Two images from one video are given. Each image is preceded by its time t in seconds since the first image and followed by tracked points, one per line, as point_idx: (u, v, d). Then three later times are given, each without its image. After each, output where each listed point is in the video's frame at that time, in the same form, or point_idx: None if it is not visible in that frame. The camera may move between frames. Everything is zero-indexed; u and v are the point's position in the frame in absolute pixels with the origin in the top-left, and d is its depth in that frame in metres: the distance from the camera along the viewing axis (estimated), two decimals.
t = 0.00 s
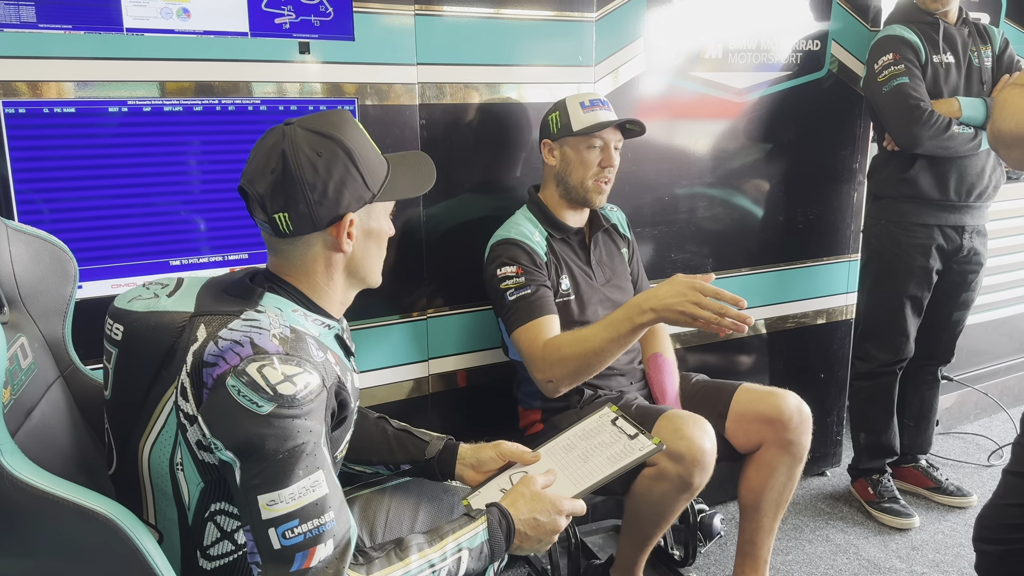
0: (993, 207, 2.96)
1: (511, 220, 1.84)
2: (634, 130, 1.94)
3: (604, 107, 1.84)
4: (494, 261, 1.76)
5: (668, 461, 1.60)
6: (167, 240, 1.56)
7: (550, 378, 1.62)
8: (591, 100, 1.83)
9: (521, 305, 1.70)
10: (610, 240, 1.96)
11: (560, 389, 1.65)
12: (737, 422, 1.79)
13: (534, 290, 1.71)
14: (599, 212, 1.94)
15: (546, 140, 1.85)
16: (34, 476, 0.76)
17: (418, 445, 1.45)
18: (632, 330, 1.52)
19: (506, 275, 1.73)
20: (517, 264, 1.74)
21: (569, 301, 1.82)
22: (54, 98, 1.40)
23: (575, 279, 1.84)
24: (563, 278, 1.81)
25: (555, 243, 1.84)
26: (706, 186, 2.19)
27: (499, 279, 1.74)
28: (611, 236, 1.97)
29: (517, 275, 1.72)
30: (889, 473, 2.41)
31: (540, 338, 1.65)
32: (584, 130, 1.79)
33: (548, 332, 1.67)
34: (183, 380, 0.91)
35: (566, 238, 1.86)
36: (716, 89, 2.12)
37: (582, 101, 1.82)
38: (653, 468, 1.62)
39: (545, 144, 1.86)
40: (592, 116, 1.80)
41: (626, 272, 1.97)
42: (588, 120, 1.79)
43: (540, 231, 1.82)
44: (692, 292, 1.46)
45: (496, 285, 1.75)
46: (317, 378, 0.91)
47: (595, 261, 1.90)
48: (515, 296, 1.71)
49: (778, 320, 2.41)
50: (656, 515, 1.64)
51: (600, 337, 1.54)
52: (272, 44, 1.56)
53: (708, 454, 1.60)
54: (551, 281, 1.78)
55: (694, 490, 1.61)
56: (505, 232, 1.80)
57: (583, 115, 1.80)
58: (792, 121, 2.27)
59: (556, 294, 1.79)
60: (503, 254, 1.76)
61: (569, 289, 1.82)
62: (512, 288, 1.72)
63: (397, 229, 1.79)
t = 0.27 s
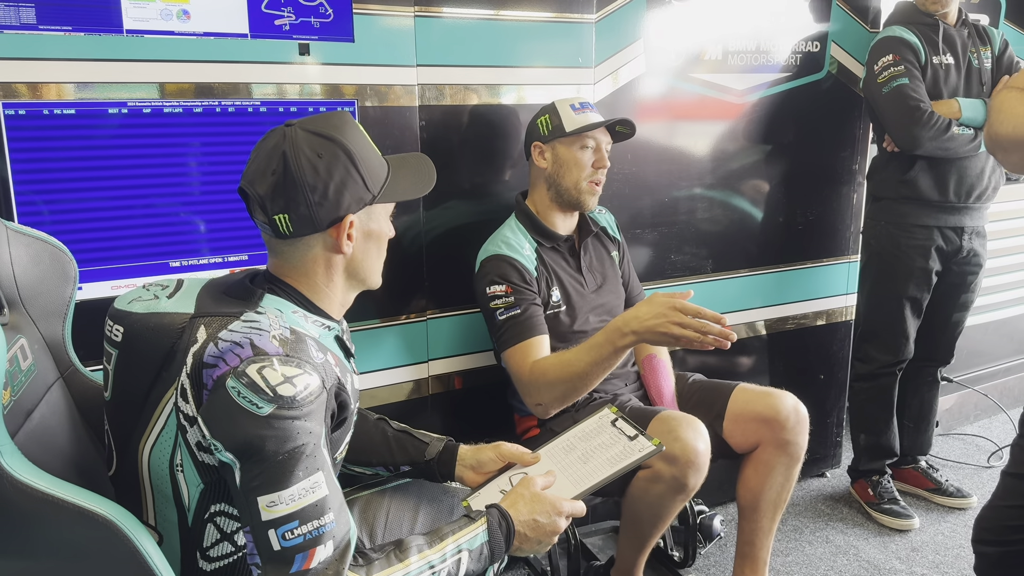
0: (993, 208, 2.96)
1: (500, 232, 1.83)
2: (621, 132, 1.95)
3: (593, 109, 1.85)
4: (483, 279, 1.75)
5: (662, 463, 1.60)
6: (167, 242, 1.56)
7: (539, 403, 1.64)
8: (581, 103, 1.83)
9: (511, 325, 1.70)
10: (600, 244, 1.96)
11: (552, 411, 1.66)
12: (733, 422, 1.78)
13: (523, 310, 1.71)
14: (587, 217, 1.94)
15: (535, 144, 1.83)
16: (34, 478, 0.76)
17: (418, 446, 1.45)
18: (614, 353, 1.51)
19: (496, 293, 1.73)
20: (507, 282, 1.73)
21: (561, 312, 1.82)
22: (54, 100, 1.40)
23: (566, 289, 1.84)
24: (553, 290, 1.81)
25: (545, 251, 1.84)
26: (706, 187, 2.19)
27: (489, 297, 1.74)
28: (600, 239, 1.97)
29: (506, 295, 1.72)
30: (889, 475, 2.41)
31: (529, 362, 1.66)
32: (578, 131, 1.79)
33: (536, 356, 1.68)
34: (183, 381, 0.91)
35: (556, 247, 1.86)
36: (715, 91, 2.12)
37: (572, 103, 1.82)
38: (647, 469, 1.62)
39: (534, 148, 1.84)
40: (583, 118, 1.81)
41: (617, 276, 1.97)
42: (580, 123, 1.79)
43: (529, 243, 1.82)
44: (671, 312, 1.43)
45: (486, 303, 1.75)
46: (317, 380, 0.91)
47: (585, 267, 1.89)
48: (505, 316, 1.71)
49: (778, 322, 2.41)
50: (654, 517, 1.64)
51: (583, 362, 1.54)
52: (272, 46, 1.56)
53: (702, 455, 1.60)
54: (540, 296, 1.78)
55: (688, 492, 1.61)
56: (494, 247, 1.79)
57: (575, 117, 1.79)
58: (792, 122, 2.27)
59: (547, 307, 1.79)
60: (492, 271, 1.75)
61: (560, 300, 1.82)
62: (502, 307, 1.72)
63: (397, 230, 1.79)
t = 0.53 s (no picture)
0: (993, 209, 2.96)
1: (495, 232, 1.83)
2: (615, 136, 1.94)
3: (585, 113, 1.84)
4: (478, 281, 1.75)
5: (648, 463, 1.60)
6: (166, 243, 1.56)
7: (537, 402, 1.64)
8: (575, 106, 1.83)
9: (506, 325, 1.70)
10: (596, 245, 1.96)
11: (550, 411, 1.66)
12: (729, 427, 1.79)
13: (518, 311, 1.71)
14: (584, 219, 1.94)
15: (529, 146, 1.83)
16: (33, 479, 0.76)
17: (418, 447, 1.45)
18: (611, 351, 1.52)
19: (491, 295, 1.73)
20: (502, 284, 1.74)
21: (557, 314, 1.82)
22: (53, 101, 1.40)
23: (560, 290, 1.84)
24: (549, 291, 1.81)
25: (540, 253, 1.84)
26: (705, 189, 2.19)
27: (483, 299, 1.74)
28: (597, 241, 1.96)
29: (501, 296, 1.72)
30: (888, 476, 2.41)
31: (527, 362, 1.66)
32: (570, 135, 1.78)
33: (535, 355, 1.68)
34: (182, 382, 0.90)
35: (551, 249, 1.86)
36: (715, 92, 2.13)
37: (566, 107, 1.81)
38: (636, 471, 1.62)
39: (527, 149, 1.84)
40: (575, 122, 1.80)
41: (613, 278, 1.96)
42: (571, 127, 1.78)
43: (525, 244, 1.81)
44: (668, 309, 1.44)
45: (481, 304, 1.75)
46: (316, 381, 0.91)
47: (581, 269, 1.89)
48: (501, 317, 1.71)
49: (777, 323, 2.41)
50: (645, 519, 1.64)
51: (579, 360, 1.55)
52: (272, 47, 1.56)
53: (690, 456, 1.60)
54: (535, 297, 1.78)
55: (677, 493, 1.61)
56: (489, 248, 1.79)
57: (567, 121, 1.79)
58: (791, 123, 2.27)
59: (542, 309, 1.79)
60: (487, 273, 1.75)
61: (555, 302, 1.82)
62: (497, 309, 1.72)
63: (397, 232, 1.79)
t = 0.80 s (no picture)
0: (993, 211, 2.96)
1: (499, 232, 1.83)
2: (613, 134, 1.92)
3: (583, 112, 1.83)
4: (480, 280, 1.75)
5: (648, 465, 1.60)
6: (166, 244, 1.56)
7: (537, 402, 1.64)
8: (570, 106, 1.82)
9: (508, 324, 1.71)
10: (599, 246, 1.96)
11: (549, 411, 1.66)
12: (729, 428, 1.79)
13: (520, 310, 1.71)
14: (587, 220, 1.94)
15: (529, 148, 1.85)
16: (33, 480, 0.76)
17: (418, 449, 1.45)
18: (613, 351, 1.52)
19: (493, 293, 1.73)
20: (504, 283, 1.74)
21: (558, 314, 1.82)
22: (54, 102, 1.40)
23: (562, 290, 1.84)
24: (550, 291, 1.82)
25: (542, 253, 1.84)
26: (705, 190, 2.19)
27: (485, 297, 1.74)
28: (599, 242, 1.96)
29: (503, 295, 1.72)
30: (888, 477, 2.41)
31: (528, 361, 1.66)
32: (562, 135, 1.79)
33: (535, 355, 1.68)
34: (182, 384, 0.90)
35: (553, 249, 1.86)
36: (714, 93, 2.13)
37: (561, 107, 1.81)
38: (636, 473, 1.62)
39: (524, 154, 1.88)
40: (569, 122, 1.79)
41: (614, 280, 1.96)
42: (565, 127, 1.79)
43: (527, 244, 1.82)
44: (670, 311, 1.44)
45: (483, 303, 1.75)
46: (317, 382, 0.91)
47: (583, 270, 1.89)
48: (502, 316, 1.71)
49: (777, 324, 2.42)
50: (645, 520, 1.64)
51: (581, 360, 1.55)
52: (272, 48, 1.56)
53: (689, 458, 1.60)
54: (538, 298, 1.78)
55: (677, 494, 1.61)
56: (492, 247, 1.79)
57: (560, 121, 1.79)
58: (791, 125, 2.27)
59: (543, 309, 1.79)
60: (489, 272, 1.75)
61: (557, 302, 1.82)
62: (499, 307, 1.72)
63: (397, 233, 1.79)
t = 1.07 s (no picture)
0: (993, 212, 2.97)
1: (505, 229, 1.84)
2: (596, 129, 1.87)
3: (565, 113, 1.81)
4: (486, 274, 1.75)
5: (649, 466, 1.60)
6: (166, 244, 1.56)
7: (538, 398, 1.64)
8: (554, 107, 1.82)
9: (511, 321, 1.71)
10: (604, 247, 1.96)
11: (550, 407, 1.66)
12: (730, 428, 1.79)
13: (524, 307, 1.71)
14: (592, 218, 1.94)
15: (523, 155, 1.88)
16: (33, 481, 0.76)
17: (418, 449, 1.45)
18: (615, 349, 1.52)
19: (498, 289, 1.73)
20: (510, 278, 1.73)
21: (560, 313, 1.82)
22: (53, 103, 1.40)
23: (565, 289, 1.84)
24: (554, 290, 1.82)
25: (547, 251, 1.84)
26: (705, 191, 2.19)
27: (490, 292, 1.74)
28: (604, 242, 1.97)
29: (508, 290, 1.72)
30: (888, 478, 2.41)
31: (530, 356, 1.66)
32: (537, 138, 1.81)
33: (537, 351, 1.68)
34: (182, 385, 0.90)
35: (558, 247, 1.86)
36: (714, 94, 2.13)
37: (540, 111, 1.83)
38: (637, 473, 1.62)
39: (521, 157, 1.88)
40: (548, 124, 1.80)
41: (618, 280, 1.96)
42: (545, 128, 1.80)
43: (533, 242, 1.82)
44: (674, 309, 1.44)
45: (487, 298, 1.75)
46: (317, 383, 0.91)
47: (587, 270, 1.89)
48: (506, 311, 1.71)
49: (776, 325, 2.42)
50: (646, 520, 1.64)
51: (583, 357, 1.55)
52: (272, 49, 1.56)
53: (690, 458, 1.60)
54: (541, 296, 1.78)
55: (678, 494, 1.61)
56: (498, 243, 1.80)
57: (538, 125, 1.82)
58: (790, 126, 2.27)
59: (547, 307, 1.80)
60: (495, 267, 1.75)
61: (560, 300, 1.82)
62: (503, 303, 1.72)
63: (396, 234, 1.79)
